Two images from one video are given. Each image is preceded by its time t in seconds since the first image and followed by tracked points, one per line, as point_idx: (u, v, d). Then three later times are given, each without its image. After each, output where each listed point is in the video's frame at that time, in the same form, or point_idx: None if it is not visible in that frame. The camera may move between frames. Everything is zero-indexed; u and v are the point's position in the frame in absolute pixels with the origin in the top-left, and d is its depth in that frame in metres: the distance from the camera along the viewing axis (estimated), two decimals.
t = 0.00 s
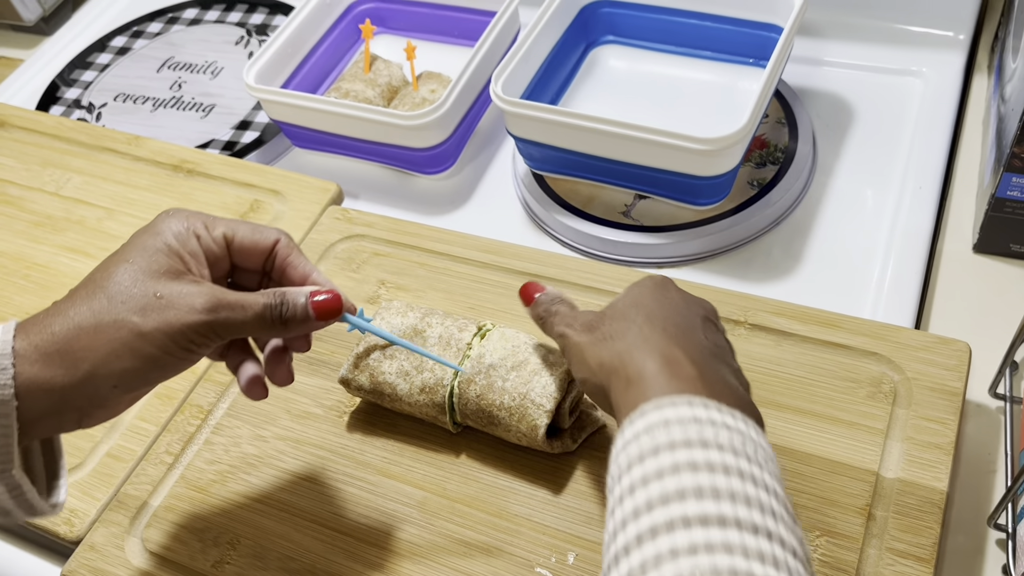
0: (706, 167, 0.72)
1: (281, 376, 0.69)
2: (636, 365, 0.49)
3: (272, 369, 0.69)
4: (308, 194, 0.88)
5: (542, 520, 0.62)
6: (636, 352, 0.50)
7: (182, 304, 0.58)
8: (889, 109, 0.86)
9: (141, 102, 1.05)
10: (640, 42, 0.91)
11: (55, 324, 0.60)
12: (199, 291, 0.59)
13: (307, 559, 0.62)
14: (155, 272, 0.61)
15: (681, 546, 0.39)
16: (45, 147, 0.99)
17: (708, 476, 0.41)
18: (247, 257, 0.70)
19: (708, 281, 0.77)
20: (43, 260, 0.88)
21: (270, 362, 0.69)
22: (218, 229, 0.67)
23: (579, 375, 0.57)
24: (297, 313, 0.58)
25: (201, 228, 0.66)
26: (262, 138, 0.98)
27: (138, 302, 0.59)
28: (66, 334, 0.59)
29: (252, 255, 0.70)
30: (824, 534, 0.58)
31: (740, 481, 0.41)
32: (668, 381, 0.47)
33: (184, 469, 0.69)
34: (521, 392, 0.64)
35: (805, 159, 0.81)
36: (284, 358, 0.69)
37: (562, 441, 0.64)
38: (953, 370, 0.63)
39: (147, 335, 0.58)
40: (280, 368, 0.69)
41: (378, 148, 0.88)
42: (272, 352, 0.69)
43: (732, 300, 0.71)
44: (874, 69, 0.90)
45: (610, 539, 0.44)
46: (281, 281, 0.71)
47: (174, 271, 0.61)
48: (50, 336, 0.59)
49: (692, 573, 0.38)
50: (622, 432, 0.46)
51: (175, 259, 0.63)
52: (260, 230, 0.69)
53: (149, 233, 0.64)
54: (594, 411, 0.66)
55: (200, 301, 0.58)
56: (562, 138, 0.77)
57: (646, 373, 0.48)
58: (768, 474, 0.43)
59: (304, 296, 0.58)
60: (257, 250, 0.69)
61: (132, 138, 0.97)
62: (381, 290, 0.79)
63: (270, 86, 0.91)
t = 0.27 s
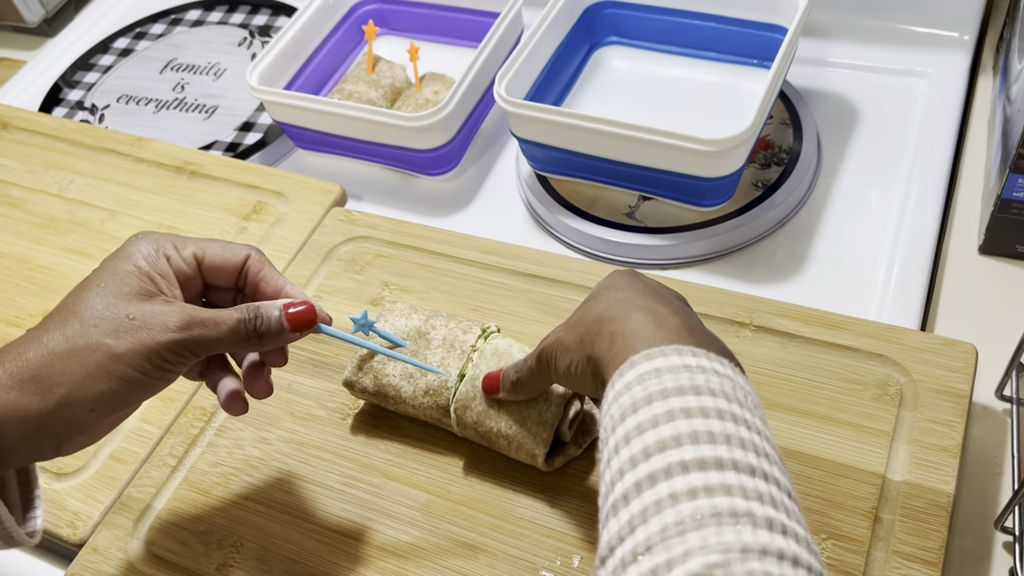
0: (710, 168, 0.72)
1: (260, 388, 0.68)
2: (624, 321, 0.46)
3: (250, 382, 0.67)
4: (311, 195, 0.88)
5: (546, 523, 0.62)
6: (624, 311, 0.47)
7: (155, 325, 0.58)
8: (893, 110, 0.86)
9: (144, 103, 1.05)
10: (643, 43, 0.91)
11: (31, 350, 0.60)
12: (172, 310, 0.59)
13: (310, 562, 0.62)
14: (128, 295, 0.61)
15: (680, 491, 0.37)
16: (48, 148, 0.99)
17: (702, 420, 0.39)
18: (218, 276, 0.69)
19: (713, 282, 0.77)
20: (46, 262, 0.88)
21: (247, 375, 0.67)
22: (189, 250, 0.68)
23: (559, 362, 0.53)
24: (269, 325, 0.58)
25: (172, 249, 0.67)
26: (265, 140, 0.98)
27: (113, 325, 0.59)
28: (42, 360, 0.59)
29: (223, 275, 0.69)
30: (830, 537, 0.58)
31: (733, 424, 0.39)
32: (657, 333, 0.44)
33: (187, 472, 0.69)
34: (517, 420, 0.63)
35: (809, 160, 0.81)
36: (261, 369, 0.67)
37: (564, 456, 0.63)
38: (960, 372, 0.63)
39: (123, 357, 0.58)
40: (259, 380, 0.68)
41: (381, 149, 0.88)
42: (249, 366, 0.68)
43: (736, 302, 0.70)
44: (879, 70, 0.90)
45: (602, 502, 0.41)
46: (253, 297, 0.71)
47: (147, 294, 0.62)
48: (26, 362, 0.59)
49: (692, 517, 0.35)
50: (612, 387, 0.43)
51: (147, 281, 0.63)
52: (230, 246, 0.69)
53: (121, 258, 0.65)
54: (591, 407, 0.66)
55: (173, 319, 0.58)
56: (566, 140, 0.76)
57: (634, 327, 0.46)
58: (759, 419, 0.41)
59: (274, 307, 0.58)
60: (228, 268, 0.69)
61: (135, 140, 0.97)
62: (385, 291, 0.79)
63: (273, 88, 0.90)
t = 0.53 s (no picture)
0: (719, 166, 0.72)
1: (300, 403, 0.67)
2: (651, 309, 0.46)
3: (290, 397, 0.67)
4: (317, 194, 0.88)
5: (555, 522, 0.62)
6: (647, 304, 0.47)
7: (203, 348, 0.57)
8: (902, 108, 0.85)
9: (150, 102, 1.05)
10: (650, 42, 0.91)
11: (73, 376, 0.57)
12: (216, 333, 0.58)
13: (319, 561, 0.62)
14: (171, 319, 0.59)
15: (715, 484, 0.36)
16: (54, 147, 0.99)
17: (736, 413, 0.38)
18: (250, 295, 0.68)
19: (720, 281, 0.77)
20: (53, 261, 0.88)
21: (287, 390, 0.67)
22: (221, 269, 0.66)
23: (574, 357, 0.53)
24: (313, 345, 0.58)
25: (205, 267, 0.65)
26: (271, 138, 0.98)
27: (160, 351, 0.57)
28: (87, 387, 0.56)
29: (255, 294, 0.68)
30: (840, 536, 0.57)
31: (767, 417, 0.39)
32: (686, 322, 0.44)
33: (195, 471, 0.69)
34: (517, 428, 0.63)
35: (817, 158, 0.80)
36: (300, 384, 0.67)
37: (564, 467, 0.63)
38: (970, 371, 0.63)
39: (173, 383, 0.57)
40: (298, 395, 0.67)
41: (388, 148, 0.88)
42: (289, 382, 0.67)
43: (745, 301, 0.70)
44: (887, 68, 0.89)
45: (630, 490, 0.41)
46: (286, 316, 0.70)
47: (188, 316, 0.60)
48: (69, 389, 0.56)
49: (729, 511, 0.35)
50: (639, 375, 0.43)
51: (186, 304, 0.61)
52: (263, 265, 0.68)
53: (153, 279, 0.63)
54: (600, 423, 0.65)
55: (220, 342, 0.58)
56: (574, 138, 0.76)
57: (660, 316, 0.45)
58: (788, 412, 0.41)
59: (315, 326, 0.58)
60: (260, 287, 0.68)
61: (141, 139, 0.97)
62: (392, 290, 0.79)
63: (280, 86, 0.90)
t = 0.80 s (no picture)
0: (717, 165, 0.72)
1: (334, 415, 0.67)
2: (658, 303, 0.47)
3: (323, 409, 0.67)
4: (317, 193, 0.88)
5: (553, 519, 0.62)
6: (654, 298, 0.48)
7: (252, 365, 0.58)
8: (900, 107, 0.86)
9: (151, 102, 1.06)
10: (649, 41, 0.91)
11: (125, 394, 0.58)
12: (263, 351, 0.59)
13: (318, 558, 0.63)
14: (218, 337, 0.61)
15: (720, 475, 0.37)
16: (56, 147, 1.00)
17: (743, 407, 0.39)
18: (286, 313, 0.69)
19: (718, 280, 0.77)
20: (55, 260, 0.88)
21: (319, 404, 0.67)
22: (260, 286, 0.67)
23: (570, 350, 0.52)
24: (355, 361, 0.59)
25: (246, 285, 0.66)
26: (272, 137, 0.99)
27: (210, 368, 0.58)
28: (140, 404, 0.57)
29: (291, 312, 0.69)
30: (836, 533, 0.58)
31: (773, 413, 0.39)
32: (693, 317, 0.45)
33: (196, 468, 0.70)
34: (513, 435, 0.63)
35: (815, 157, 0.81)
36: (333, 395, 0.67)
37: (563, 470, 0.63)
38: (967, 369, 0.63)
39: (224, 400, 0.58)
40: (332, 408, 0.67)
41: (388, 147, 0.88)
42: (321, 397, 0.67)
43: (743, 299, 0.71)
44: (885, 67, 0.90)
45: (634, 479, 0.41)
46: (320, 333, 0.70)
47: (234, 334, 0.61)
48: (122, 406, 0.57)
49: (733, 500, 0.36)
50: (647, 366, 0.43)
51: (231, 323, 0.62)
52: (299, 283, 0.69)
53: (197, 299, 0.64)
54: (595, 422, 0.66)
55: (269, 359, 0.59)
56: (573, 137, 0.76)
57: (670, 309, 0.46)
58: (793, 408, 0.41)
59: (354, 341, 0.59)
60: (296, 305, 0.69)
61: (142, 138, 0.97)
62: (391, 289, 0.79)
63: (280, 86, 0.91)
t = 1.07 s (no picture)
0: (707, 166, 0.72)
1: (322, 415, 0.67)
2: (640, 301, 0.47)
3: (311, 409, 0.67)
4: (310, 194, 0.89)
5: (541, 519, 0.62)
6: (636, 297, 0.48)
7: (241, 364, 0.59)
8: (892, 107, 0.86)
9: (147, 102, 1.06)
10: (642, 41, 0.91)
11: (116, 394, 0.58)
12: (253, 350, 0.60)
13: (308, 558, 0.63)
14: (208, 336, 0.61)
15: (693, 468, 0.37)
16: (51, 147, 1.00)
17: (719, 402, 0.39)
18: (276, 310, 0.69)
19: (709, 280, 0.77)
20: (49, 260, 0.89)
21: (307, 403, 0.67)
22: (250, 283, 0.68)
23: (553, 350, 0.53)
24: (343, 360, 0.59)
25: (235, 282, 0.67)
26: (266, 138, 0.99)
27: (200, 368, 0.59)
28: (130, 404, 0.57)
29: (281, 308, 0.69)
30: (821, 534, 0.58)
31: (748, 408, 0.39)
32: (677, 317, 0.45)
33: (188, 468, 0.70)
34: (500, 436, 0.63)
35: (807, 158, 0.81)
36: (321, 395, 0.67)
37: (552, 470, 0.64)
38: (954, 370, 0.63)
39: (213, 399, 0.58)
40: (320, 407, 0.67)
41: (381, 148, 0.88)
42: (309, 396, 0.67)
43: (732, 300, 0.71)
44: (878, 67, 0.90)
45: (611, 473, 0.42)
46: (308, 330, 0.71)
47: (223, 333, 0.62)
48: (112, 406, 0.57)
49: (705, 493, 0.36)
50: (626, 364, 0.44)
51: (220, 321, 0.63)
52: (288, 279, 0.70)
53: (187, 297, 0.64)
54: (583, 422, 0.66)
55: (258, 358, 0.59)
56: (564, 138, 0.77)
57: (651, 309, 0.46)
58: (770, 405, 0.41)
59: (342, 339, 0.60)
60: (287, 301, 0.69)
61: (137, 138, 0.97)
62: (383, 290, 0.80)
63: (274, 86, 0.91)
